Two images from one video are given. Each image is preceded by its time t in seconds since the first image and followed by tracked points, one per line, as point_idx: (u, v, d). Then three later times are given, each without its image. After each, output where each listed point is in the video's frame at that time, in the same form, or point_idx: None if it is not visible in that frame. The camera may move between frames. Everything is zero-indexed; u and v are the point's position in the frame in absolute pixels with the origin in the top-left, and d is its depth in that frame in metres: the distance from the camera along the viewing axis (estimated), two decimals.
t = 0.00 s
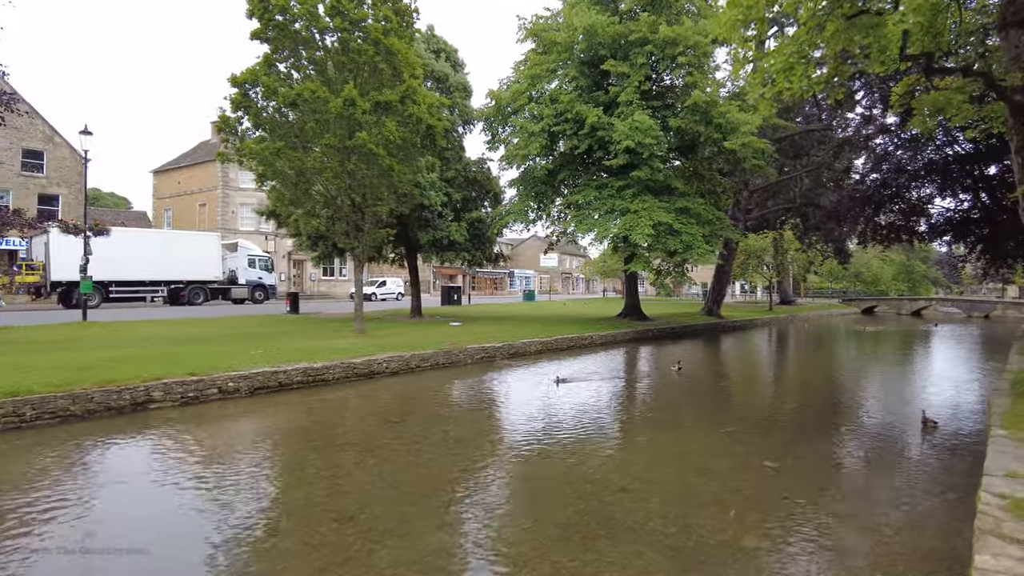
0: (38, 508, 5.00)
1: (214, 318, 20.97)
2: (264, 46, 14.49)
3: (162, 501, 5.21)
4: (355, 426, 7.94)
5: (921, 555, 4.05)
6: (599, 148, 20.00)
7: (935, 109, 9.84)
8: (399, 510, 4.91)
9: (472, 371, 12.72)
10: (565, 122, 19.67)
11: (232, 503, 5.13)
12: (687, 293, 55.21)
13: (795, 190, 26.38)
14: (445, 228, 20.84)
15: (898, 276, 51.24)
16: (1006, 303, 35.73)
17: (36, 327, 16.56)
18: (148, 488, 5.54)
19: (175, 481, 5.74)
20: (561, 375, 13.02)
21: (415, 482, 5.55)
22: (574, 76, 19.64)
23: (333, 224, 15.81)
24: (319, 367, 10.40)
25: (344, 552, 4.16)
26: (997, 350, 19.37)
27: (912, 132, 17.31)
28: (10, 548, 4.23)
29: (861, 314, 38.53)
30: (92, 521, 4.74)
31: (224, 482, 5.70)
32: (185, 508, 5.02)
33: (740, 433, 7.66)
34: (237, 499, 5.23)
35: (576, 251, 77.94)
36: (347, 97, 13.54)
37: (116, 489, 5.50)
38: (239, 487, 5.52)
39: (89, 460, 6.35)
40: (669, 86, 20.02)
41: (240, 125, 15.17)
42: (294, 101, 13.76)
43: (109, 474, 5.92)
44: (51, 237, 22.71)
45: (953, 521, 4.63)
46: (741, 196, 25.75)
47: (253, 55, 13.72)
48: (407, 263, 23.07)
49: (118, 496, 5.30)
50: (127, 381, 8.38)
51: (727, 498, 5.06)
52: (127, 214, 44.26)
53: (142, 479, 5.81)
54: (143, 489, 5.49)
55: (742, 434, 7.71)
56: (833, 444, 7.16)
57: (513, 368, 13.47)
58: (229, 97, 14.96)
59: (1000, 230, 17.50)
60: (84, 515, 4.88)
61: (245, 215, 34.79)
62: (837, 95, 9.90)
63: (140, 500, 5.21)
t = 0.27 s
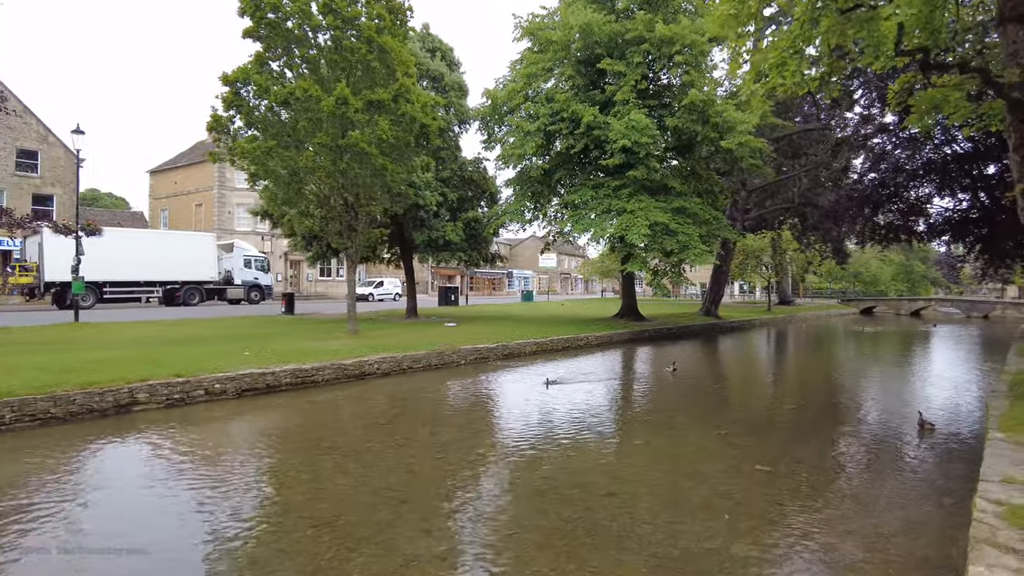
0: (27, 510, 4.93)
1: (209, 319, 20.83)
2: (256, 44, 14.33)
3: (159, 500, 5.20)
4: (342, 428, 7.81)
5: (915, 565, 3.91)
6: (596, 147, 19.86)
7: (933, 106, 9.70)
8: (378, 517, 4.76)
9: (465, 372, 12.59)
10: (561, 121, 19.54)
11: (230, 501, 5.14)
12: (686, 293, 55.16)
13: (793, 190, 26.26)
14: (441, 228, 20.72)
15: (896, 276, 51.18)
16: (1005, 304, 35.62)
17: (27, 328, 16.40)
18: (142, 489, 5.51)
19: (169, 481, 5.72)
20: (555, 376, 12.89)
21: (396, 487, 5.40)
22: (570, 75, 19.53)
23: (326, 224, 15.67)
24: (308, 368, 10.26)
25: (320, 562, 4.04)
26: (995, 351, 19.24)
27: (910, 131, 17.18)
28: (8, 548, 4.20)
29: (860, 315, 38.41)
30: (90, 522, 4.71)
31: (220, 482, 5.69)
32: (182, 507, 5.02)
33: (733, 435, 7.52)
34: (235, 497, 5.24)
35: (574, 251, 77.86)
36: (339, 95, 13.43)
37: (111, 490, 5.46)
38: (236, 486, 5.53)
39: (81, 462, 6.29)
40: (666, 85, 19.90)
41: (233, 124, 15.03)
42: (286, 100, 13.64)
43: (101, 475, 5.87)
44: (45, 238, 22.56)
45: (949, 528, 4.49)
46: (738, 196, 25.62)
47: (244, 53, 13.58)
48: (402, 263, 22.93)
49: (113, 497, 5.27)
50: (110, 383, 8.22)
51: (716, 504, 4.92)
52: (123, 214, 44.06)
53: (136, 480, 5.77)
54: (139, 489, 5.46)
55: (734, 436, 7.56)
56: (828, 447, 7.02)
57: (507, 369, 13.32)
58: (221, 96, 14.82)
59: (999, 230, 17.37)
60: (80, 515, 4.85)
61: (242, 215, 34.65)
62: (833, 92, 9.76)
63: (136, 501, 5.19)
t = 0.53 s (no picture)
0: (19, 515, 4.97)
1: (203, 322, 20.72)
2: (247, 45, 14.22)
3: (157, 502, 5.29)
4: (327, 434, 7.67)
5: None
6: (591, 148, 19.74)
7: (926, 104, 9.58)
8: (353, 530, 4.62)
9: (457, 375, 12.46)
10: (556, 122, 19.42)
11: (227, 502, 5.24)
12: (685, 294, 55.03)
13: (791, 190, 26.12)
14: (436, 229, 20.60)
15: (896, 276, 51.03)
16: (1005, 303, 35.45)
17: (18, 332, 16.29)
18: (139, 490, 5.58)
19: (165, 483, 5.80)
20: (549, 379, 12.75)
21: (375, 496, 5.26)
22: (565, 76, 19.42)
23: (319, 226, 15.55)
24: (296, 373, 10.12)
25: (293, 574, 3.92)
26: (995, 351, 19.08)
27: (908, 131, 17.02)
28: (9, 550, 4.29)
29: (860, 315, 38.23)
30: (88, 524, 4.79)
31: (215, 484, 5.79)
32: (180, 509, 5.10)
33: (725, 440, 7.36)
34: (231, 497, 5.34)
35: (573, 252, 77.74)
36: (330, 96, 13.33)
37: (107, 492, 5.54)
38: (232, 487, 5.62)
39: (76, 465, 6.35)
40: (662, 85, 19.79)
41: (224, 126, 14.93)
42: (277, 102, 13.53)
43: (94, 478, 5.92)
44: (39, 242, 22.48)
45: (942, 538, 4.35)
46: (736, 196, 25.51)
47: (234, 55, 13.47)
48: (398, 265, 22.82)
49: (109, 500, 5.35)
50: (92, 389, 8.10)
51: (703, 513, 4.78)
52: (121, 218, 43.97)
53: (132, 483, 5.83)
54: (136, 491, 5.54)
55: (727, 440, 7.41)
56: (822, 451, 6.86)
57: (501, 372, 13.20)
58: (212, 98, 14.71)
59: (997, 230, 17.24)
60: (78, 518, 4.93)
61: (238, 218, 34.56)
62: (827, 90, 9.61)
63: (133, 503, 5.27)
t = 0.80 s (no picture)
0: (17, 517, 5.03)
1: (201, 325, 20.63)
2: (241, 47, 14.12)
3: (157, 503, 5.38)
4: (316, 440, 7.54)
5: None
6: (590, 148, 19.59)
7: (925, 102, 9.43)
8: (336, 541, 4.49)
9: (453, 379, 12.33)
10: (554, 122, 19.27)
11: (224, 504, 5.32)
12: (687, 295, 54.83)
13: (792, 190, 25.95)
14: (434, 231, 20.47)
15: (899, 276, 50.77)
16: (1009, 303, 35.17)
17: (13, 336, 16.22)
18: (139, 493, 5.65)
19: (165, 485, 5.89)
20: (547, 382, 12.62)
21: (360, 506, 5.13)
22: (563, 76, 19.29)
23: (315, 228, 15.45)
24: (289, 378, 10.00)
25: None
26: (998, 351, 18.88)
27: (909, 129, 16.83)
28: (13, 551, 4.36)
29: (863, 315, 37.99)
30: (89, 527, 4.85)
31: (212, 486, 5.85)
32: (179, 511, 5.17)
33: (722, 445, 7.20)
34: (229, 500, 5.42)
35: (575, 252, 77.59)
36: (324, 98, 13.24)
37: (107, 495, 5.62)
38: (229, 489, 5.71)
39: (76, 468, 6.42)
40: (661, 85, 19.65)
41: (218, 129, 14.83)
42: (271, 104, 13.43)
43: (90, 481, 5.96)
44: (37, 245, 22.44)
45: (942, 550, 4.21)
46: (736, 196, 25.35)
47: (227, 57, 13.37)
48: (396, 268, 22.71)
49: (109, 501, 5.43)
50: (80, 395, 7.99)
51: (695, 524, 4.64)
52: (121, 221, 43.96)
53: (130, 485, 5.90)
54: (136, 492, 5.63)
55: (723, 445, 7.27)
56: (822, 457, 6.70)
57: (498, 375, 13.07)
58: (206, 100, 14.62)
59: (1000, 229, 17.06)
60: (80, 519, 5.02)
61: (238, 220, 34.50)
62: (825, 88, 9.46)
63: (133, 504, 5.36)
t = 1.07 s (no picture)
0: (13, 518, 4.98)
1: (201, 326, 20.56)
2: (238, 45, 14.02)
3: (157, 503, 5.34)
4: (309, 440, 7.42)
5: None
6: (591, 146, 19.43)
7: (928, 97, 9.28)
8: (321, 546, 4.36)
9: (452, 379, 12.20)
10: (555, 120, 19.11)
11: (223, 503, 5.29)
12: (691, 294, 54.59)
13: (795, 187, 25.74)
14: (435, 230, 20.35)
15: (905, 275, 50.43)
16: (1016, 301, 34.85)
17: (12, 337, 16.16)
18: (139, 492, 5.62)
19: (164, 484, 5.84)
20: (547, 381, 12.47)
21: (348, 510, 4.99)
22: (564, 74, 19.15)
23: (313, 228, 15.34)
24: (284, 378, 9.88)
25: None
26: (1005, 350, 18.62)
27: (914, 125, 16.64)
28: (12, 551, 4.33)
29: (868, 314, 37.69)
30: (89, 526, 4.83)
31: (210, 485, 5.81)
32: (180, 510, 5.15)
33: (722, 446, 7.04)
34: (228, 498, 5.39)
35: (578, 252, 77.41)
36: (321, 96, 13.13)
37: (106, 495, 5.57)
38: (229, 488, 5.67)
39: (74, 468, 6.37)
40: (663, 82, 19.54)
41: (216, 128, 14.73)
42: (268, 102, 13.33)
43: (81, 482, 5.87)
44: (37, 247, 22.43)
45: (948, 555, 4.05)
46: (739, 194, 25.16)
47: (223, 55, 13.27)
48: (397, 267, 22.60)
49: (108, 501, 5.39)
50: (70, 396, 7.87)
51: (692, 527, 4.50)
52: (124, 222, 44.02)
53: (128, 484, 5.86)
54: (135, 492, 5.58)
55: (724, 446, 7.10)
56: (825, 458, 6.54)
57: (497, 375, 12.93)
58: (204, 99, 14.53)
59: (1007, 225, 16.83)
60: (79, 519, 4.98)
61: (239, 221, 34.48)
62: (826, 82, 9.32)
63: (133, 503, 5.32)
